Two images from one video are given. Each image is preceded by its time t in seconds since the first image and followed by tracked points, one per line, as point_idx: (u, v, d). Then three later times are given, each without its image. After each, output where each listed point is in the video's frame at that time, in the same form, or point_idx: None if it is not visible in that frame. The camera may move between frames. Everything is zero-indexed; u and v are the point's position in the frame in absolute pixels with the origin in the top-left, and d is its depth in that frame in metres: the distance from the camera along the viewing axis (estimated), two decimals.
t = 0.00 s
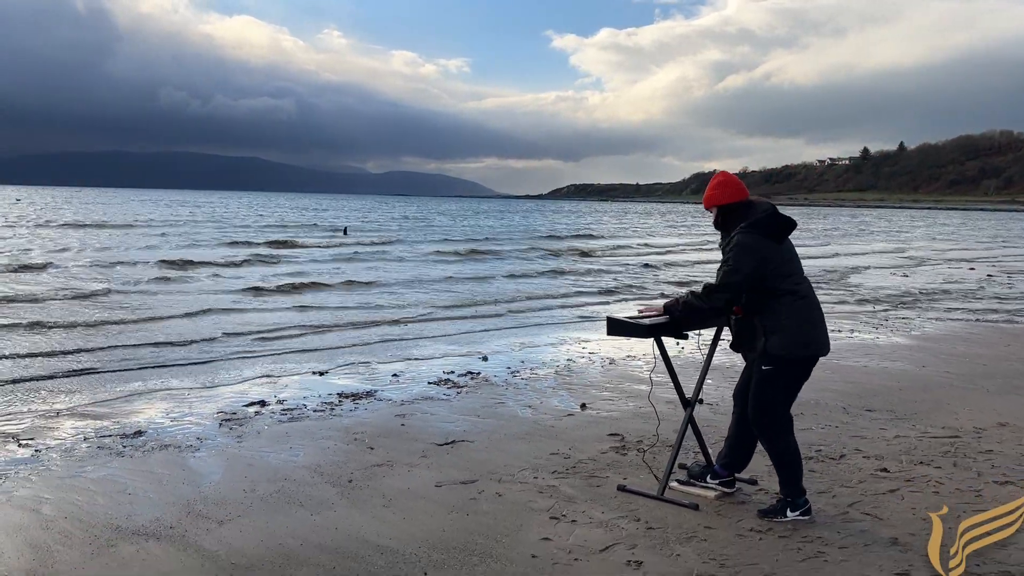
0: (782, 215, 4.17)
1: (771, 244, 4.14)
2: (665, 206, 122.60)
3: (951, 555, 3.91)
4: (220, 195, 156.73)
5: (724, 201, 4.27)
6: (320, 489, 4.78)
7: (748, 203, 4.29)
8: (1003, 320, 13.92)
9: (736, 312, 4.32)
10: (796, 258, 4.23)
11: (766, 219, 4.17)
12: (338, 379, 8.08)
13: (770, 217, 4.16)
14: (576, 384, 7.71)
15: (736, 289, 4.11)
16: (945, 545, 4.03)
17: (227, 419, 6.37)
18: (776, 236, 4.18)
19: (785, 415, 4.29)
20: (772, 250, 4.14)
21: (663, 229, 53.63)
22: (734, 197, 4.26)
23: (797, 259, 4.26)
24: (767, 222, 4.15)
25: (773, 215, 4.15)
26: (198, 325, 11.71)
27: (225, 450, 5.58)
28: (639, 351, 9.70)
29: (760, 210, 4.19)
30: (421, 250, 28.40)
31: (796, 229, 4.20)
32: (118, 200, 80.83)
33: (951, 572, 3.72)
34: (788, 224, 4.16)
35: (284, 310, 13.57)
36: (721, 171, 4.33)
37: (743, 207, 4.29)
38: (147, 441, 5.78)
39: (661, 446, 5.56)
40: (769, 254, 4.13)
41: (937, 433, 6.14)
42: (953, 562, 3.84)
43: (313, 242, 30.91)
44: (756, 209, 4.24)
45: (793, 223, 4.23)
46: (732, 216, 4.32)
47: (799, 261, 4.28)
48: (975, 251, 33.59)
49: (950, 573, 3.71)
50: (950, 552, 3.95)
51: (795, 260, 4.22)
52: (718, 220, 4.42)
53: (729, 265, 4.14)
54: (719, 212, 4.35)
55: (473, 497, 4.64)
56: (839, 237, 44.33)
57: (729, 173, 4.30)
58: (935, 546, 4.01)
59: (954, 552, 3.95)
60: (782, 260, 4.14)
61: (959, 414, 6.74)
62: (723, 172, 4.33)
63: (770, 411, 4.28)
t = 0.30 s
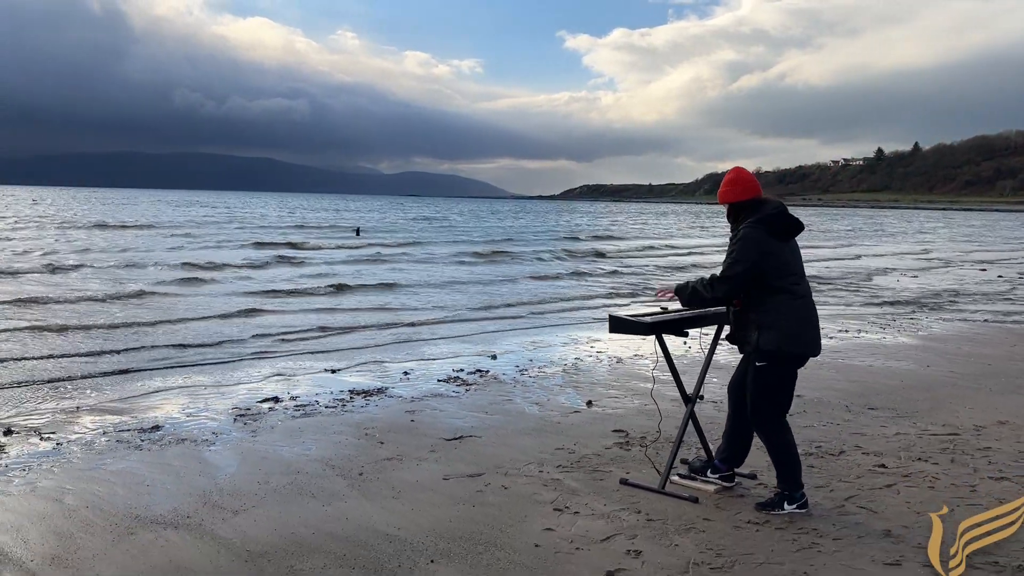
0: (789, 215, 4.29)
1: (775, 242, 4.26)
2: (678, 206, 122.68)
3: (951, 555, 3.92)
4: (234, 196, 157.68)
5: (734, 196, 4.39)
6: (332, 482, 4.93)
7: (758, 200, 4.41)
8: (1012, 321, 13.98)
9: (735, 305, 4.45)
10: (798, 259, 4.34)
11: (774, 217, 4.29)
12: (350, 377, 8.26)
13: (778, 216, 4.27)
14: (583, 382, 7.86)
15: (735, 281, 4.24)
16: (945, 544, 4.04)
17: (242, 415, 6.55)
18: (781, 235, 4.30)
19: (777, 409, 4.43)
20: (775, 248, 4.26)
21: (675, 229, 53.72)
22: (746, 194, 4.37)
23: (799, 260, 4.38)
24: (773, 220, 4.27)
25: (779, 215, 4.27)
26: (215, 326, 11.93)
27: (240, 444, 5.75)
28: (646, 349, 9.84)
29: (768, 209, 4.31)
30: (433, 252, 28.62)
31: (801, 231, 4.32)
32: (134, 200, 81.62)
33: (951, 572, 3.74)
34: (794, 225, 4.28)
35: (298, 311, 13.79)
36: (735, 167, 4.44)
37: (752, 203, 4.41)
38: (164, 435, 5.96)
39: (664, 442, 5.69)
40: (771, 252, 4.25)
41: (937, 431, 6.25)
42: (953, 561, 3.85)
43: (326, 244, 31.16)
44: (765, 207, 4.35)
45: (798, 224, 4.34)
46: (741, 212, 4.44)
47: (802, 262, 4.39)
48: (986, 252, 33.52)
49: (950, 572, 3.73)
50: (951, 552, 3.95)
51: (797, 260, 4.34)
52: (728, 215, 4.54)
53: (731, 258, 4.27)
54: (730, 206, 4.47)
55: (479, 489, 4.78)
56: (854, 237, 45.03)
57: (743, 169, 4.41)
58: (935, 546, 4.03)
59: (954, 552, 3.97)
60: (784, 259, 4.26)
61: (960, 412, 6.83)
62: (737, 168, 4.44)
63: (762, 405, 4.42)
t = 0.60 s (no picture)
0: (785, 216, 4.41)
1: (769, 242, 4.40)
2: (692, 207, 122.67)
3: (951, 555, 3.94)
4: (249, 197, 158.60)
5: (734, 196, 4.54)
6: (340, 473, 5.10)
7: (759, 200, 4.54)
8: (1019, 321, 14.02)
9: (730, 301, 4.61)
10: (793, 259, 4.47)
11: (769, 217, 4.42)
12: (360, 373, 8.44)
13: (774, 217, 4.40)
14: (588, 379, 8.01)
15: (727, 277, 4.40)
16: (945, 544, 4.06)
17: (254, 409, 6.74)
18: (776, 235, 4.43)
19: (766, 403, 4.58)
20: (768, 247, 4.40)
21: (687, 229, 53.80)
22: (745, 193, 4.51)
23: (794, 259, 4.50)
24: (769, 220, 4.40)
25: (775, 216, 4.40)
26: (228, 325, 12.15)
27: (252, 437, 5.93)
28: (652, 348, 9.98)
29: (766, 209, 4.45)
30: (446, 253, 28.83)
31: (797, 231, 4.43)
32: (151, 200, 82.43)
33: (951, 572, 3.75)
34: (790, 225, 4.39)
35: (310, 311, 14.01)
36: (738, 167, 4.59)
37: (753, 203, 4.54)
38: (179, 429, 6.14)
39: (664, 436, 5.82)
40: (763, 250, 4.39)
41: (934, 427, 6.36)
42: (953, 561, 3.87)
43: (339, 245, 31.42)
44: (764, 207, 4.49)
45: (795, 225, 4.46)
46: (742, 210, 4.58)
47: (798, 262, 4.51)
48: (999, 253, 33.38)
49: (949, 572, 3.75)
50: (950, 552, 3.97)
51: (792, 260, 4.46)
52: (731, 212, 4.69)
53: (725, 254, 4.43)
54: (732, 204, 4.61)
55: (482, 480, 4.94)
56: (879, 237, 45.84)
57: (745, 169, 4.55)
58: (935, 546, 4.04)
59: (954, 552, 3.98)
60: (776, 258, 4.39)
61: (959, 410, 6.92)
62: (740, 168, 4.58)
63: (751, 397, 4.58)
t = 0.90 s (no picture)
0: (779, 215, 4.56)
1: (761, 240, 4.55)
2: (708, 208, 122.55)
3: (951, 555, 3.98)
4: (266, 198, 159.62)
5: (730, 196, 4.71)
6: (350, 467, 5.26)
7: (755, 201, 4.70)
8: None
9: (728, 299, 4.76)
10: (787, 258, 4.60)
11: (763, 216, 4.57)
12: (372, 372, 8.62)
13: (767, 216, 4.56)
14: (595, 378, 8.15)
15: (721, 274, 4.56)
16: (945, 544, 4.10)
17: (269, 406, 6.92)
18: (769, 234, 4.58)
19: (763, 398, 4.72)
20: (761, 245, 4.55)
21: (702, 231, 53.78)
22: (741, 194, 4.66)
23: (789, 258, 4.63)
24: (762, 219, 4.56)
25: (768, 215, 4.55)
26: (244, 326, 12.36)
27: (266, 432, 6.10)
28: (660, 347, 10.10)
29: (760, 209, 4.60)
30: (460, 254, 29.03)
31: (791, 231, 4.57)
32: (170, 201, 83.19)
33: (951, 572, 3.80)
34: (782, 224, 4.54)
35: (325, 312, 14.22)
36: (735, 169, 4.76)
37: (749, 203, 4.70)
38: (196, 424, 6.33)
39: (667, 433, 5.96)
40: (756, 248, 4.54)
41: (934, 426, 6.45)
42: (952, 562, 3.91)
43: (355, 245, 31.69)
44: (758, 207, 4.64)
45: (788, 224, 4.60)
46: (739, 211, 4.75)
47: (794, 261, 4.65)
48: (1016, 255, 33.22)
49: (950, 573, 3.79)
50: (950, 552, 4.01)
51: (786, 258, 4.60)
52: (730, 214, 4.85)
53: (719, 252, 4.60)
54: (730, 205, 4.78)
55: (488, 475, 5.09)
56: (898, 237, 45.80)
57: (741, 171, 4.72)
58: (935, 546, 4.09)
59: (954, 552, 4.03)
60: (769, 255, 4.53)
61: (961, 409, 7.01)
62: (737, 171, 4.75)
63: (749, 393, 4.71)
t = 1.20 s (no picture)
0: (775, 215, 4.68)
1: (760, 240, 4.67)
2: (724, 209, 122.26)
3: (951, 555, 4.00)
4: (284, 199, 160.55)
5: (726, 198, 4.82)
6: (362, 461, 5.41)
7: (750, 202, 4.82)
8: None
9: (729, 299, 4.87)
10: (784, 256, 4.73)
11: (761, 216, 4.68)
12: (386, 370, 8.78)
13: (763, 216, 4.68)
14: (604, 377, 8.28)
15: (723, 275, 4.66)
16: (945, 545, 4.12)
17: (284, 402, 7.09)
18: (767, 233, 4.70)
19: (768, 394, 4.83)
20: (760, 245, 4.66)
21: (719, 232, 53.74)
22: (737, 195, 4.78)
23: (785, 256, 4.76)
24: (758, 220, 4.68)
25: (765, 215, 4.68)
26: (262, 328, 12.58)
27: (281, 427, 6.27)
28: (670, 346, 10.22)
29: (756, 209, 4.72)
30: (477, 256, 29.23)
31: (787, 230, 4.70)
32: (190, 203, 84.05)
33: (951, 572, 3.81)
34: (779, 224, 4.67)
35: (342, 313, 14.43)
36: (729, 172, 4.87)
37: (744, 205, 4.82)
38: (213, 419, 6.51)
39: (673, 430, 6.08)
40: (755, 248, 4.66)
41: (938, 425, 6.54)
42: (952, 562, 3.93)
43: (372, 247, 31.95)
44: (754, 208, 4.76)
45: (784, 224, 4.73)
46: (734, 213, 4.86)
47: (790, 260, 4.77)
48: None
49: (950, 573, 3.80)
50: (950, 552, 4.02)
51: (783, 257, 4.73)
52: (724, 215, 4.96)
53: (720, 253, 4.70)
54: (725, 207, 4.89)
55: (496, 470, 5.23)
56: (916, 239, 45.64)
57: (735, 174, 4.83)
58: (935, 546, 4.10)
59: (954, 552, 4.04)
60: (768, 255, 4.65)
61: (966, 409, 7.09)
62: (731, 173, 4.87)
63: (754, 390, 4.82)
